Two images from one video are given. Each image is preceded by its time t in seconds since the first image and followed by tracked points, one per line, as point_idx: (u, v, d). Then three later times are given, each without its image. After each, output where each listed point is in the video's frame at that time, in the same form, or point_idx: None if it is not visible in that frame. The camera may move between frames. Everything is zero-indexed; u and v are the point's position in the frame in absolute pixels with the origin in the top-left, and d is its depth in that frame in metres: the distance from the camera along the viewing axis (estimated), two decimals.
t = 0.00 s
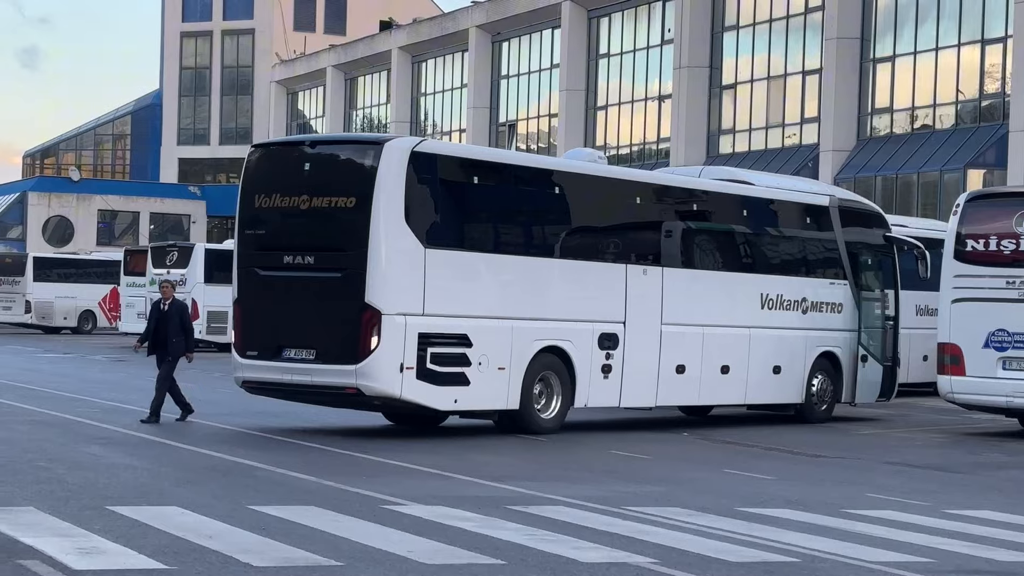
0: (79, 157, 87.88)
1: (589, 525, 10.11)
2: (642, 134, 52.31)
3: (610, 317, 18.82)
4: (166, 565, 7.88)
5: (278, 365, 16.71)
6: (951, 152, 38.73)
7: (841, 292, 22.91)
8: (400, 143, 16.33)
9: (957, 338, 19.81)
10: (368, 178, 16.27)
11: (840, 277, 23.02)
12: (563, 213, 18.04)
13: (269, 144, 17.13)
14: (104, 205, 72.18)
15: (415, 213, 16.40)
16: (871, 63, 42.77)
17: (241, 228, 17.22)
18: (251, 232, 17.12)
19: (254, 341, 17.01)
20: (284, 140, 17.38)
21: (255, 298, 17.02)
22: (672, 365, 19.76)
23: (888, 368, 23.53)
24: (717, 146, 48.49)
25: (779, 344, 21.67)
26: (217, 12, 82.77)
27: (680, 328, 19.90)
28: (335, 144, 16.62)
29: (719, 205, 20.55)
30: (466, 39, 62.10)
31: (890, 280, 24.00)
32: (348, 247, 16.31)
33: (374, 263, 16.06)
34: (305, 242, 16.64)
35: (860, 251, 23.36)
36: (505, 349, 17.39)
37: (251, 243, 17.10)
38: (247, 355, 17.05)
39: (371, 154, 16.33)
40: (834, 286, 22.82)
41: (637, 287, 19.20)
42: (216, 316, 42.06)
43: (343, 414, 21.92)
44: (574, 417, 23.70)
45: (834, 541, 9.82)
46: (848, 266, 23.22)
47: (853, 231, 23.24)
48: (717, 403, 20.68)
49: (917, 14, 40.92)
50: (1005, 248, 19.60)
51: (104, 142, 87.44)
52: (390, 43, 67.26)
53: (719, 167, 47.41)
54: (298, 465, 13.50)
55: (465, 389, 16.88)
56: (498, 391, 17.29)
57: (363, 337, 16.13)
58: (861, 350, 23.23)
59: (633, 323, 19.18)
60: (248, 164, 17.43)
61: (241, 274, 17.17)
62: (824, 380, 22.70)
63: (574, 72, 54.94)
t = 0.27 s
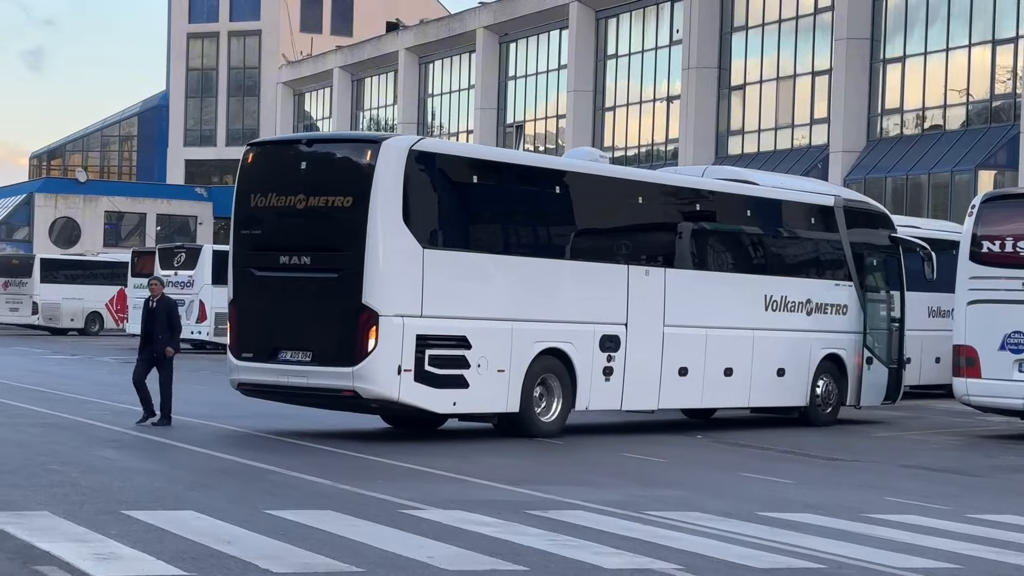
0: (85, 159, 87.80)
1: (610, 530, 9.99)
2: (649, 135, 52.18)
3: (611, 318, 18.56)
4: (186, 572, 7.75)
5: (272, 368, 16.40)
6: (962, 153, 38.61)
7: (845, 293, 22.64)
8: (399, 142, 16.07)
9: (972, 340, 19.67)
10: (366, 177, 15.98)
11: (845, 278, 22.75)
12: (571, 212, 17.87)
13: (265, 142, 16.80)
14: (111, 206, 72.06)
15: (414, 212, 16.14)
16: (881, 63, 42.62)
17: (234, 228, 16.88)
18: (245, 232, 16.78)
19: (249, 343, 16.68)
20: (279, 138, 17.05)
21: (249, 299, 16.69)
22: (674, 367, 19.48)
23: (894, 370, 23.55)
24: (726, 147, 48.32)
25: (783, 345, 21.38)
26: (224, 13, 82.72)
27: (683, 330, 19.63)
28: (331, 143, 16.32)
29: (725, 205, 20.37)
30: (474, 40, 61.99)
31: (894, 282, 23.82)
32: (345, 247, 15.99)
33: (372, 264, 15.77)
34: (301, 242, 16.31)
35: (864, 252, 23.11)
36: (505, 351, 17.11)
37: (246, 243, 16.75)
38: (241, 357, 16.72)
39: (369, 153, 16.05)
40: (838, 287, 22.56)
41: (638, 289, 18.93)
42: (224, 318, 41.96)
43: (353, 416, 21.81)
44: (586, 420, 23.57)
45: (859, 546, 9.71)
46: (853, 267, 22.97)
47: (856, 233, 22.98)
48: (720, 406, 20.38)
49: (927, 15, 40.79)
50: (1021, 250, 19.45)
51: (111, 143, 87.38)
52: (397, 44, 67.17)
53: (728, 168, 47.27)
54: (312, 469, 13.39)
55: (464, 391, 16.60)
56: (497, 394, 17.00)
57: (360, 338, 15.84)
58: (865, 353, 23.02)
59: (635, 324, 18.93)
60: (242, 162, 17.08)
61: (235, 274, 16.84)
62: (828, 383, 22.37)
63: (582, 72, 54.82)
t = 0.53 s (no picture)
0: (92, 160, 87.77)
1: (628, 530, 9.88)
2: (658, 134, 52.04)
3: (612, 317, 18.29)
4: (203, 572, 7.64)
5: (269, 367, 16.20)
6: (972, 153, 38.48)
7: (849, 292, 22.38)
8: (395, 138, 15.82)
9: (988, 339, 19.54)
10: (361, 173, 15.73)
11: (850, 277, 22.49)
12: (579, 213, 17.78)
13: (262, 137, 16.60)
14: (118, 207, 71.95)
15: (411, 208, 15.90)
16: (890, 63, 42.47)
17: (231, 225, 16.70)
18: (242, 229, 16.59)
19: (246, 342, 16.49)
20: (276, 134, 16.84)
21: (246, 297, 16.50)
22: (676, 368, 19.22)
23: (900, 370, 23.14)
24: (735, 147, 48.14)
25: (787, 345, 21.13)
26: (231, 13, 82.68)
27: (685, 329, 19.37)
28: (327, 137, 16.08)
29: (732, 202, 20.16)
30: (481, 40, 61.88)
31: (901, 282, 23.52)
32: (341, 245, 15.77)
33: (368, 261, 15.54)
34: (296, 239, 16.10)
35: (869, 251, 22.84)
36: (505, 350, 16.86)
37: (242, 240, 16.57)
38: (238, 356, 16.54)
39: (364, 148, 15.79)
40: (843, 286, 22.28)
41: (639, 288, 18.67)
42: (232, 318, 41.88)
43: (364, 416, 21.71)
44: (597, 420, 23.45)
45: (882, 547, 9.59)
46: (858, 266, 22.71)
47: (861, 231, 22.70)
48: (724, 406, 20.13)
49: (937, 14, 40.61)
50: None
51: (118, 143, 87.34)
52: (405, 44, 67.07)
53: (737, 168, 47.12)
54: (325, 468, 13.28)
55: (462, 391, 16.35)
56: (496, 394, 16.75)
57: (356, 337, 15.60)
58: (872, 352, 22.72)
59: (636, 323, 18.67)
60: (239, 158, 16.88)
61: (232, 271, 16.65)
62: (832, 383, 22.09)
63: (590, 72, 54.70)
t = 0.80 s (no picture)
0: (100, 161, 87.68)
1: (649, 539, 9.69)
2: (667, 136, 51.85)
3: (613, 320, 17.99)
4: None
5: (261, 370, 15.87)
6: (984, 155, 38.30)
7: (855, 294, 22.04)
8: (390, 136, 15.51)
9: (1004, 343, 19.35)
10: (356, 172, 15.42)
11: (856, 279, 22.17)
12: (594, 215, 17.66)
13: (256, 137, 16.31)
14: (126, 208, 71.78)
15: (406, 209, 15.58)
16: (901, 64, 42.25)
17: (222, 226, 16.37)
18: (233, 230, 16.26)
19: (237, 345, 16.15)
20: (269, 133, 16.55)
21: (237, 299, 16.15)
22: (678, 371, 18.90)
23: (905, 373, 22.79)
24: (745, 148, 47.94)
25: (791, 348, 20.79)
26: (238, 14, 82.62)
27: (686, 331, 19.04)
28: (322, 136, 15.79)
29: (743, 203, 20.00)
30: (489, 41, 61.72)
31: (908, 283, 23.17)
32: (335, 245, 15.44)
33: (363, 262, 15.22)
34: (289, 240, 15.77)
35: (875, 251, 22.51)
36: (502, 353, 16.54)
37: (233, 241, 16.23)
38: (229, 359, 16.20)
39: (359, 147, 15.49)
40: (847, 288, 21.94)
41: (640, 290, 18.35)
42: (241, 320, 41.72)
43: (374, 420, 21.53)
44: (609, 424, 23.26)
45: (908, 556, 9.40)
46: (864, 268, 22.37)
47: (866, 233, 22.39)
48: (727, 410, 19.82)
49: (949, 14, 40.40)
50: None
51: (125, 145, 87.25)
52: (413, 45, 66.94)
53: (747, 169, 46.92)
54: (338, 474, 13.10)
55: (459, 396, 16.04)
56: (493, 398, 16.44)
57: (350, 339, 15.27)
58: (878, 355, 22.36)
59: (637, 325, 18.34)
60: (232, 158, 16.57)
61: (224, 273, 16.31)
62: (838, 386, 21.80)
63: (599, 73, 54.52)
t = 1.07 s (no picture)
0: (123, 163, 87.85)
1: (684, 543, 9.56)
2: (691, 137, 51.62)
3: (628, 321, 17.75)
4: None
5: (270, 372, 15.69)
6: (1013, 156, 38.01)
7: (876, 295, 21.77)
8: (400, 134, 15.26)
9: None
10: (365, 171, 15.19)
11: (877, 279, 21.89)
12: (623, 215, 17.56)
13: (264, 135, 16.07)
14: (149, 211, 71.82)
15: (416, 208, 15.35)
16: (928, 64, 41.91)
17: (231, 225, 16.16)
18: (242, 229, 16.05)
19: (247, 346, 15.97)
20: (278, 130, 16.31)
21: (247, 300, 15.97)
22: (695, 373, 18.66)
23: (928, 375, 22.57)
24: (770, 149, 47.67)
25: (811, 350, 20.53)
26: (261, 16, 82.71)
27: (703, 332, 18.79)
28: (331, 134, 15.54)
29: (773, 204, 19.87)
30: (512, 42, 61.57)
31: (930, 284, 22.88)
32: (345, 245, 15.23)
33: (373, 262, 15.02)
34: (298, 239, 15.56)
35: (897, 251, 22.24)
36: (516, 355, 16.32)
37: (242, 240, 16.03)
38: (238, 360, 16.02)
39: (369, 145, 15.25)
40: (868, 289, 21.66)
41: (657, 292, 18.09)
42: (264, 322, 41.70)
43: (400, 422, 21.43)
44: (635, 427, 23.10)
45: (947, 560, 9.25)
46: (885, 269, 22.10)
47: (888, 232, 22.12)
48: (745, 413, 19.57)
49: (976, 14, 40.07)
50: None
51: (148, 147, 87.39)
52: (436, 46, 66.85)
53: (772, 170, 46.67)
54: (366, 477, 13.01)
55: (472, 397, 15.83)
56: (506, 400, 16.22)
57: (360, 341, 15.09)
58: (899, 357, 22.14)
59: (653, 326, 18.08)
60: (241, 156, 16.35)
61: (234, 272, 16.12)
62: (859, 389, 21.54)
63: (622, 74, 54.32)
